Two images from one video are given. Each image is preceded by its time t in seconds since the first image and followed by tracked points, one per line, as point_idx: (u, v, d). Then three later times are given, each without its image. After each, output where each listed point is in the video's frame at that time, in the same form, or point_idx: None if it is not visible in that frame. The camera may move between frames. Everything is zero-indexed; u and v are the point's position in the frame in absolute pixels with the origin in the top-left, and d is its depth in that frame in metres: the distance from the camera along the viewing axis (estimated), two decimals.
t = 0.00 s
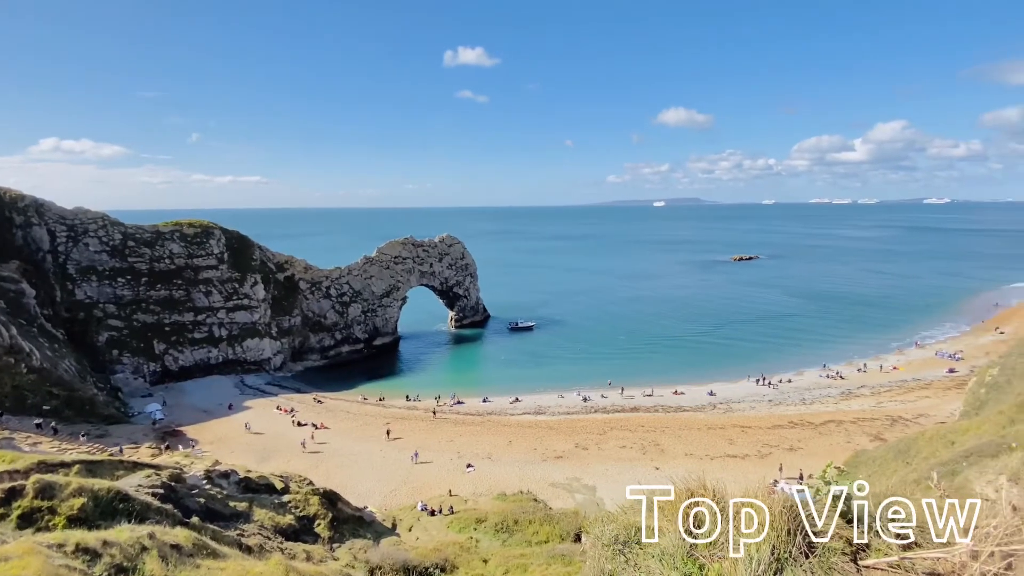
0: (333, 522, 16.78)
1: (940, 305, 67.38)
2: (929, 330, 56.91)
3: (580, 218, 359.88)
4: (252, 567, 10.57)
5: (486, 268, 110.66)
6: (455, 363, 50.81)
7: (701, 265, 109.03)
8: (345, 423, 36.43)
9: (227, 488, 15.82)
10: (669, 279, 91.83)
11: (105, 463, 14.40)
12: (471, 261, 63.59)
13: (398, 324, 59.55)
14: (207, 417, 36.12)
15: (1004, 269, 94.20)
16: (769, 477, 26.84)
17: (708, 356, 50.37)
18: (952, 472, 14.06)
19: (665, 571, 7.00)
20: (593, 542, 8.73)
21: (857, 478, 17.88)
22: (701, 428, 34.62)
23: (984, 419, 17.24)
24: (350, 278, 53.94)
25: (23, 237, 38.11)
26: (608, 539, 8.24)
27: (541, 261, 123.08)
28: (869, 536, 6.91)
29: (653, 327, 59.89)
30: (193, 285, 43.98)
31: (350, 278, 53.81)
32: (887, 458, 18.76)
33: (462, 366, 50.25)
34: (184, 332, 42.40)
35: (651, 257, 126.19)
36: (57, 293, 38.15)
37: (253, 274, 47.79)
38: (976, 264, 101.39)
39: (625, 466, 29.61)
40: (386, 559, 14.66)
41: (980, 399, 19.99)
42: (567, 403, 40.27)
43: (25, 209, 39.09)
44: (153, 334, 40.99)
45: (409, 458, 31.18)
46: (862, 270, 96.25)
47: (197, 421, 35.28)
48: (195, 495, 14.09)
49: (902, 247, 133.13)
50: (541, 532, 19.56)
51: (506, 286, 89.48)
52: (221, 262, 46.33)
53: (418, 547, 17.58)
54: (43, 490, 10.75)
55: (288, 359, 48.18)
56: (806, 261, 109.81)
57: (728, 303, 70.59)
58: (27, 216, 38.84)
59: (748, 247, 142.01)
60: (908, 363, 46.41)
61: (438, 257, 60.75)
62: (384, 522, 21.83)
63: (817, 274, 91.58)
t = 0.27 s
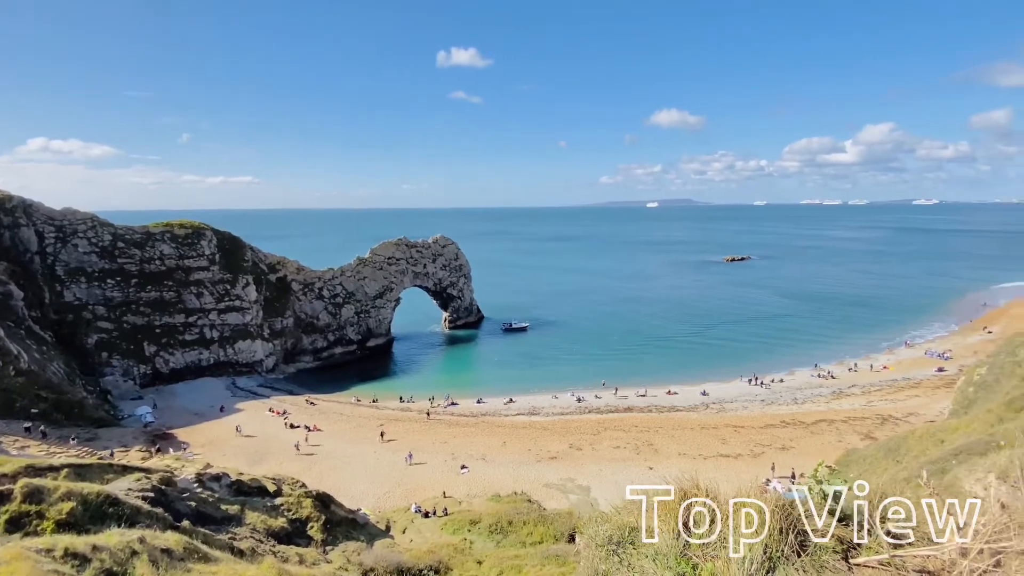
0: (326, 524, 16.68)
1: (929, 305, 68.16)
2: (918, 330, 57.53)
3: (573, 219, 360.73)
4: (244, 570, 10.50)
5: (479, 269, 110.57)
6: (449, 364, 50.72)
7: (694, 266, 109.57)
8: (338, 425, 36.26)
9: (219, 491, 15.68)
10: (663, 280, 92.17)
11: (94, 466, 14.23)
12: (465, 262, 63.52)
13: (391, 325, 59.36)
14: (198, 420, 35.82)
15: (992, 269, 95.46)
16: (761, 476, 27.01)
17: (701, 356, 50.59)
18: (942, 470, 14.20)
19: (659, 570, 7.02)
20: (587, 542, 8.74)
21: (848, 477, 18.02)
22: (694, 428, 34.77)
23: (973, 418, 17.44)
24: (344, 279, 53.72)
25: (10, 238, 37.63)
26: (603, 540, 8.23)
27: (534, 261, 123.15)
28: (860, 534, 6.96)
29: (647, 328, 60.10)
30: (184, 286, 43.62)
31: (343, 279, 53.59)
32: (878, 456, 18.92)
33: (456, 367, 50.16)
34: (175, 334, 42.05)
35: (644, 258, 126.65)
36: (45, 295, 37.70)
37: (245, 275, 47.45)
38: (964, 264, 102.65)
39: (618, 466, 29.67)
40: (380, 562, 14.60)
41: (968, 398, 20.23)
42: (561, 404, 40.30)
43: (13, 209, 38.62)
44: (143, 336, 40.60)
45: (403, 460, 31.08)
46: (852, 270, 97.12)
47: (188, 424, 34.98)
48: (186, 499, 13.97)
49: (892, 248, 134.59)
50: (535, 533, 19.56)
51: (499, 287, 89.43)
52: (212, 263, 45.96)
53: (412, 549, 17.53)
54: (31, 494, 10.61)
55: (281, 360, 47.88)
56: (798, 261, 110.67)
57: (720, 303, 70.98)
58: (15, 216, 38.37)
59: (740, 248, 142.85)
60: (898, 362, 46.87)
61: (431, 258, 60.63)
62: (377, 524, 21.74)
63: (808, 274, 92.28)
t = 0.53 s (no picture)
0: (319, 527, 16.60)
1: (918, 305, 68.93)
2: (907, 329, 58.16)
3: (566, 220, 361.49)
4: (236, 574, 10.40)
5: (472, 270, 110.46)
6: (442, 366, 50.62)
7: (687, 267, 110.10)
8: (331, 427, 36.07)
9: (210, 495, 15.54)
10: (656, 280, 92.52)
11: (82, 470, 14.04)
12: (459, 263, 63.45)
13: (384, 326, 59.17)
14: (189, 423, 35.51)
15: (979, 270, 96.73)
16: (754, 475, 27.17)
17: (694, 356, 50.81)
18: (931, 468, 14.35)
19: (653, 570, 7.04)
20: (581, 543, 8.71)
21: (840, 475, 18.15)
22: (687, 427, 34.92)
23: (962, 416, 17.66)
24: (336, 280, 53.47)
25: None
26: (596, 540, 8.21)
27: (528, 262, 123.18)
28: (851, 533, 6.99)
29: (640, 328, 60.31)
30: (175, 288, 43.25)
31: (336, 281, 53.34)
32: (868, 455, 19.07)
33: (450, 368, 50.07)
34: (165, 336, 41.69)
35: (637, 258, 127.07)
36: (32, 297, 37.26)
37: (236, 276, 47.12)
38: (951, 264, 103.94)
39: (612, 466, 29.74)
40: (373, 565, 14.54)
41: (957, 396, 20.48)
42: (555, 405, 40.31)
43: None
44: (133, 338, 40.22)
45: (396, 462, 30.98)
46: (842, 270, 98.01)
47: (179, 426, 34.66)
48: (177, 502, 13.83)
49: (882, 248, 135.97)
50: (529, 534, 19.55)
51: (493, 288, 89.37)
52: (203, 265, 45.62)
53: (406, 551, 17.46)
54: (18, 498, 10.45)
55: (273, 362, 47.56)
56: (789, 262, 111.49)
57: (712, 304, 71.39)
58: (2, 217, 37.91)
59: (732, 248, 143.78)
60: (888, 361, 47.34)
61: (425, 259, 60.53)
62: (371, 527, 21.64)
63: (800, 275, 92.97)
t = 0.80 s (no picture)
0: (312, 530, 16.51)
1: (907, 305, 69.69)
2: (897, 329, 58.77)
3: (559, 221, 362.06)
4: None
5: (466, 270, 110.33)
6: (436, 367, 50.52)
7: (679, 267, 110.59)
8: (324, 429, 35.89)
9: (201, 498, 15.41)
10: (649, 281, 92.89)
11: (70, 474, 13.88)
12: (452, 264, 63.38)
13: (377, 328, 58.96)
14: (180, 426, 35.19)
15: (966, 270, 97.98)
16: (746, 474, 27.32)
17: (687, 356, 51.03)
18: (921, 466, 14.52)
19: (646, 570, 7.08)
20: (575, 543, 8.72)
21: (831, 473, 18.30)
22: (680, 427, 35.07)
23: (950, 414, 17.87)
24: (329, 281, 53.21)
25: None
26: (590, 541, 8.23)
27: (521, 263, 123.20)
28: (842, 531, 7.05)
29: (633, 328, 60.51)
30: (165, 289, 42.86)
31: (328, 282, 53.07)
32: (859, 453, 19.25)
33: (443, 369, 49.98)
34: (155, 338, 41.29)
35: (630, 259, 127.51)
36: (19, 299, 36.80)
37: (227, 278, 46.77)
38: (939, 265, 105.20)
39: (606, 466, 29.80)
40: (366, 567, 14.48)
41: (945, 395, 20.71)
42: (548, 405, 40.35)
43: None
44: (123, 340, 39.81)
45: (390, 464, 30.86)
46: (832, 271, 98.87)
47: (169, 430, 34.34)
48: (167, 506, 13.71)
49: (871, 249, 137.36)
50: (523, 534, 19.55)
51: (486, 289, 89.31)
52: (194, 266, 45.25)
53: (399, 553, 17.40)
54: (5, 504, 10.31)
55: (265, 364, 47.24)
56: (780, 262, 112.32)
57: (705, 304, 71.78)
58: None
59: (724, 249, 144.70)
60: (878, 361, 47.79)
61: (418, 260, 60.38)
62: (364, 529, 21.55)
63: (791, 275, 93.67)
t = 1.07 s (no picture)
0: (304, 532, 16.40)
1: (895, 304, 70.44)
2: (886, 328, 59.39)
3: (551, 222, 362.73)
4: None
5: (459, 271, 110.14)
6: (429, 368, 50.41)
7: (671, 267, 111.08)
8: (316, 431, 35.68)
9: (192, 502, 15.25)
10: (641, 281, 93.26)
11: (58, 479, 13.70)
12: (445, 265, 63.30)
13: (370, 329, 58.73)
14: (169, 429, 34.86)
15: (953, 270, 99.23)
16: (738, 473, 27.48)
17: (679, 356, 51.27)
18: (910, 464, 14.69)
19: (639, 570, 7.08)
20: (568, 544, 8.70)
21: (821, 472, 18.45)
22: (673, 427, 35.21)
23: (938, 412, 18.09)
24: (321, 282, 52.94)
25: None
26: (583, 541, 8.21)
27: (514, 264, 123.17)
28: (833, 529, 7.09)
29: (626, 329, 60.71)
30: (155, 291, 42.45)
31: (321, 283, 52.81)
32: (849, 452, 19.43)
33: (436, 370, 49.88)
34: (144, 340, 40.88)
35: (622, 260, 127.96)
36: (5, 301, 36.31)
37: (218, 279, 46.39)
38: (927, 265, 106.49)
39: (599, 466, 29.85)
40: (358, 570, 14.41)
41: (933, 393, 20.96)
42: (542, 406, 40.37)
43: None
44: (111, 343, 39.38)
45: (383, 465, 30.74)
46: (823, 271, 99.75)
47: (159, 433, 34.01)
48: (157, 510, 13.56)
49: (861, 249, 138.79)
50: (517, 535, 19.54)
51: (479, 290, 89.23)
52: (184, 267, 44.86)
53: (393, 555, 17.33)
54: None
55: (256, 366, 46.88)
56: (771, 263, 113.20)
57: (697, 304, 72.12)
58: None
59: (715, 249, 145.52)
60: (868, 360, 48.26)
61: (411, 261, 60.23)
62: (357, 531, 21.45)
63: (782, 275, 94.39)
